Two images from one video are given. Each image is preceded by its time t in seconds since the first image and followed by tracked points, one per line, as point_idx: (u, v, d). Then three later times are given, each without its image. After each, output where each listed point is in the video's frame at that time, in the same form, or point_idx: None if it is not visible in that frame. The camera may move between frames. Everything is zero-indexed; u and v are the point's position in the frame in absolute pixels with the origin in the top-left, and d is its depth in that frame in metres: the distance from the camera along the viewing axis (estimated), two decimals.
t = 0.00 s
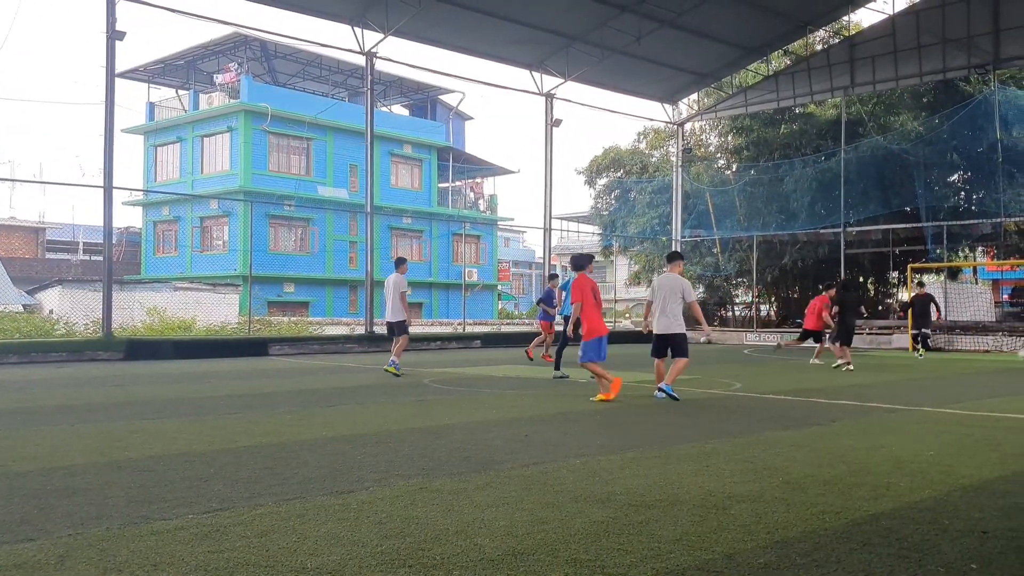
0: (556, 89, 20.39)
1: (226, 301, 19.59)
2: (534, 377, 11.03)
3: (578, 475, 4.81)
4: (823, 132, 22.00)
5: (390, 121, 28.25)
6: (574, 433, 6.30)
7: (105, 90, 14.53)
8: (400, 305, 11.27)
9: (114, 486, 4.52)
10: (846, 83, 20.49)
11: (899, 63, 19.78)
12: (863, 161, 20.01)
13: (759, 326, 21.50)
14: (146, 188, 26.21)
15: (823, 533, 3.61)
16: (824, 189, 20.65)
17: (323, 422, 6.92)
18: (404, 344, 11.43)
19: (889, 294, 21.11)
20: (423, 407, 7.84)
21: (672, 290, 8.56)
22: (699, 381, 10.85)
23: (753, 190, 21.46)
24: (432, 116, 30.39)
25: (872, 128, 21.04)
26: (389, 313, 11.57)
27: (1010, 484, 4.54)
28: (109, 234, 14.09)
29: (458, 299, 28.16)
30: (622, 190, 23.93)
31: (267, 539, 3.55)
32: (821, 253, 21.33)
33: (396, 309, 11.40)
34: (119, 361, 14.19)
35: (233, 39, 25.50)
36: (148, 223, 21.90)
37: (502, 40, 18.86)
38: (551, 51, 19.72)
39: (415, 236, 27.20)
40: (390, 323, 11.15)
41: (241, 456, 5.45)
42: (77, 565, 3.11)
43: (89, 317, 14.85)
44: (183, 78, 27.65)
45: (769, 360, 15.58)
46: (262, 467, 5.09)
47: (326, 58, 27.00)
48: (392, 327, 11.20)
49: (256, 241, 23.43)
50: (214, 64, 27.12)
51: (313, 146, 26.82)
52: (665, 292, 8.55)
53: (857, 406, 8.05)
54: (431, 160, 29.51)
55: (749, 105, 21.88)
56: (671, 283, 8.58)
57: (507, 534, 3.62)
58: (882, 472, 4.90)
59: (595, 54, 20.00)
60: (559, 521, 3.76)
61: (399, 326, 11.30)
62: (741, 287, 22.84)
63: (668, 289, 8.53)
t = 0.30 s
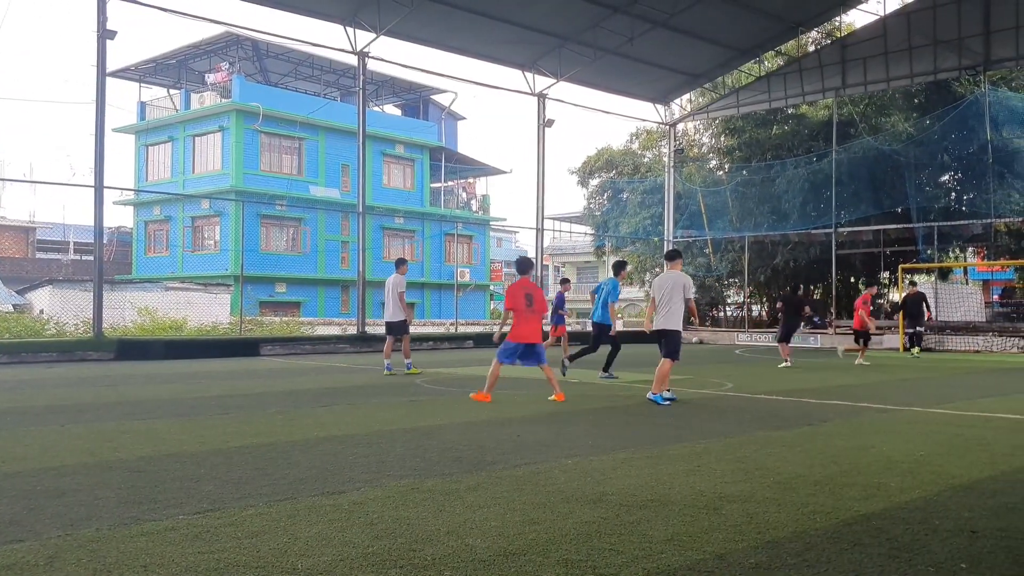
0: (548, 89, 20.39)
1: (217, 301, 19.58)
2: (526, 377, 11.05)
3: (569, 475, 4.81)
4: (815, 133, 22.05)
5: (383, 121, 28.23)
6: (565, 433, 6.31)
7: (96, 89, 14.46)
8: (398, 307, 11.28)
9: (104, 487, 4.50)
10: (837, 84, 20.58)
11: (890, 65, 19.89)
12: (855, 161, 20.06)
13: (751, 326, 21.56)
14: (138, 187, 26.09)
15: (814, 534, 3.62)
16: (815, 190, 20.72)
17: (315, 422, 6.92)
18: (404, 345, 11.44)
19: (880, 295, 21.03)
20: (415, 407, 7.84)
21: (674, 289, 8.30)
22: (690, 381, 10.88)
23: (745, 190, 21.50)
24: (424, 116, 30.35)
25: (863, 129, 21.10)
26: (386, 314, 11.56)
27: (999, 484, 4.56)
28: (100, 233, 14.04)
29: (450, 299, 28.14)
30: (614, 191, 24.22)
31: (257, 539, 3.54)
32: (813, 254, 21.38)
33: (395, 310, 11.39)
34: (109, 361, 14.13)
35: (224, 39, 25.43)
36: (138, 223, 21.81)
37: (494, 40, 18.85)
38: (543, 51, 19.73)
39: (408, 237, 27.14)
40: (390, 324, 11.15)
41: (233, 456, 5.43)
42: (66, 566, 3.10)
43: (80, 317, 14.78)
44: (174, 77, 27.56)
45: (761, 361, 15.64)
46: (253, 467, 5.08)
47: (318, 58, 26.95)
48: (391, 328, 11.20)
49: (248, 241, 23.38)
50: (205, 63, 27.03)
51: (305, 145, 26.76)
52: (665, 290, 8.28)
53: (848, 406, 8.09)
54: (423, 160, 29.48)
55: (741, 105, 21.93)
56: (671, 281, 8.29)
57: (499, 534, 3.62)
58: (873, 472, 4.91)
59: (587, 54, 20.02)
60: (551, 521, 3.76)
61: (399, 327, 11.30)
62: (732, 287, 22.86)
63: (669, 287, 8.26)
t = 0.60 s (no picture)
0: (547, 89, 20.40)
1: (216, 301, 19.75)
2: (526, 377, 11.06)
3: (569, 476, 4.81)
4: (815, 134, 22.05)
5: (382, 121, 28.24)
6: (565, 433, 6.32)
7: (95, 88, 14.45)
8: (411, 307, 11.32)
9: (103, 487, 4.49)
10: (837, 85, 20.59)
11: (889, 66, 19.88)
12: (854, 161, 20.06)
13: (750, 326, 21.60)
14: (137, 187, 26.08)
15: (813, 534, 3.62)
16: (815, 191, 20.73)
17: (314, 422, 6.91)
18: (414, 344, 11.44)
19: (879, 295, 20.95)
20: (415, 407, 7.84)
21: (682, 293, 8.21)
22: (689, 381, 10.89)
23: (744, 190, 21.49)
24: (423, 116, 30.36)
25: (863, 130, 21.08)
26: (397, 314, 11.60)
27: (998, 485, 4.57)
28: (99, 233, 14.04)
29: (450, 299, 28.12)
30: (613, 191, 23.95)
31: (256, 539, 3.54)
32: (812, 254, 21.47)
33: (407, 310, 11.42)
34: (108, 361, 14.12)
35: (224, 38, 25.43)
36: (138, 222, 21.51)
37: (493, 40, 18.85)
38: (543, 51, 19.74)
39: (407, 237, 27.13)
40: (402, 324, 11.19)
41: (232, 456, 5.44)
42: (65, 566, 3.09)
43: (79, 316, 14.78)
44: (174, 76, 27.55)
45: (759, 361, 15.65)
46: (252, 466, 5.07)
47: (317, 58, 26.95)
48: (404, 328, 11.25)
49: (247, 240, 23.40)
50: (205, 63, 27.03)
51: (304, 145, 26.75)
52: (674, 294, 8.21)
53: (847, 406, 8.11)
54: (422, 160, 29.48)
55: (740, 105, 21.93)
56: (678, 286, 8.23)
57: (498, 534, 3.62)
58: (872, 473, 4.92)
59: (587, 54, 20.02)
60: (550, 522, 3.76)
61: (410, 327, 11.33)
62: (732, 288, 22.87)
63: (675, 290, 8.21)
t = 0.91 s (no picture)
0: (543, 90, 20.41)
1: (211, 300, 19.98)
2: (520, 378, 11.09)
3: (563, 476, 4.81)
4: (810, 136, 22.08)
5: (377, 121, 28.20)
6: (560, 434, 6.34)
7: (90, 88, 14.42)
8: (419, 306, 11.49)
9: (96, 488, 4.48)
10: (832, 86, 20.64)
11: (884, 67, 19.92)
12: (850, 163, 20.05)
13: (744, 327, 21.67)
14: (131, 187, 26.03)
15: (807, 535, 3.62)
16: (811, 193, 20.62)
17: (308, 422, 6.91)
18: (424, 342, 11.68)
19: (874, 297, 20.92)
20: (409, 407, 7.86)
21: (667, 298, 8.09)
22: (684, 381, 10.93)
23: (739, 191, 21.54)
24: (419, 116, 30.36)
25: (858, 131, 21.13)
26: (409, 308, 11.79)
27: (990, 485, 4.58)
28: (93, 233, 14.02)
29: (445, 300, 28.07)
30: (609, 193, 24.16)
31: (250, 540, 3.53)
32: (807, 255, 21.51)
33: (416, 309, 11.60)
34: (103, 361, 14.11)
35: (219, 38, 25.41)
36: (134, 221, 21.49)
37: (489, 40, 18.86)
38: (538, 52, 19.75)
39: (403, 237, 27.15)
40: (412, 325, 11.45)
41: (226, 456, 5.43)
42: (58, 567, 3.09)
43: (74, 317, 14.76)
44: (169, 76, 27.51)
45: (754, 362, 15.69)
46: (245, 467, 5.07)
47: (312, 58, 26.93)
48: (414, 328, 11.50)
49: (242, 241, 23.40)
50: (200, 63, 26.99)
51: (299, 145, 26.72)
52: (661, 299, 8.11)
53: (840, 407, 8.14)
54: (418, 160, 29.47)
55: (735, 106, 21.97)
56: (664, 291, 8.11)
57: (492, 535, 3.62)
58: (865, 473, 4.93)
59: (582, 55, 20.04)
60: (544, 523, 3.75)
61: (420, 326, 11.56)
62: (726, 289, 22.92)
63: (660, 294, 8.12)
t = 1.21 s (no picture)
0: (537, 90, 20.42)
1: (203, 301, 19.86)
2: (515, 378, 11.11)
3: (557, 476, 4.82)
4: (804, 136, 22.13)
5: (371, 121, 28.14)
6: (555, 434, 6.34)
7: (83, 87, 14.37)
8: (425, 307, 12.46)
9: (90, 488, 4.46)
10: (826, 87, 20.68)
11: (877, 67, 19.97)
12: (844, 163, 20.08)
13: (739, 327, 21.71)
14: (125, 187, 25.96)
15: (801, 535, 3.63)
16: (804, 193, 20.83)
17: (303, 422, 6.90)
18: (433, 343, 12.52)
19: (867, 296, 20.98)
20: (403, 408, 7.86)
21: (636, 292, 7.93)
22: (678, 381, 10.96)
23: (733, 192, 21.57)
24: (413, 116, 30.33)
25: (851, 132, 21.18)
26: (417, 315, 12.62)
27: (983, 485, 4.59)
28: (86, 233, 13.97)
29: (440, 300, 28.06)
30: (603, 192, 24.38)
31: (243, 541, 3.52)
32: (800, 255, 21.44)
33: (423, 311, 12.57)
34: (96, 362, 14.06)
35: (213, 38, 25.36)
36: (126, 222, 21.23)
37: (484, 41, 18.86)
38: (533, 52, 19.75)
39: (397, 237, 27.19)
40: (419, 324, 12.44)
41: (219, 457, 5.42)
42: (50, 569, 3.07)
43: (67, 317, 14.69)
44: (163, 76, 27.44)
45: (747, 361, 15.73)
46: (239, 467, 5.06)
47: (307, 58, 26.89)
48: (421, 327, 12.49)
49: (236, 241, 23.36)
50: (194, 62, 26.93)
51: (293, 145, 26.68)
52: (627, 293, 7.97)
53: (833, 407, 8.17)
54: (412, 160, 29.46)
55: (729, 107, 21.99)
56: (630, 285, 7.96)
57: (486, 535, 3.62)
58: (859, 473, 4.93)
59: (576, 55, 20.03)
60: (539, 522, 3.75)
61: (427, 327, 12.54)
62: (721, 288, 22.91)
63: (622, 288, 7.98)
